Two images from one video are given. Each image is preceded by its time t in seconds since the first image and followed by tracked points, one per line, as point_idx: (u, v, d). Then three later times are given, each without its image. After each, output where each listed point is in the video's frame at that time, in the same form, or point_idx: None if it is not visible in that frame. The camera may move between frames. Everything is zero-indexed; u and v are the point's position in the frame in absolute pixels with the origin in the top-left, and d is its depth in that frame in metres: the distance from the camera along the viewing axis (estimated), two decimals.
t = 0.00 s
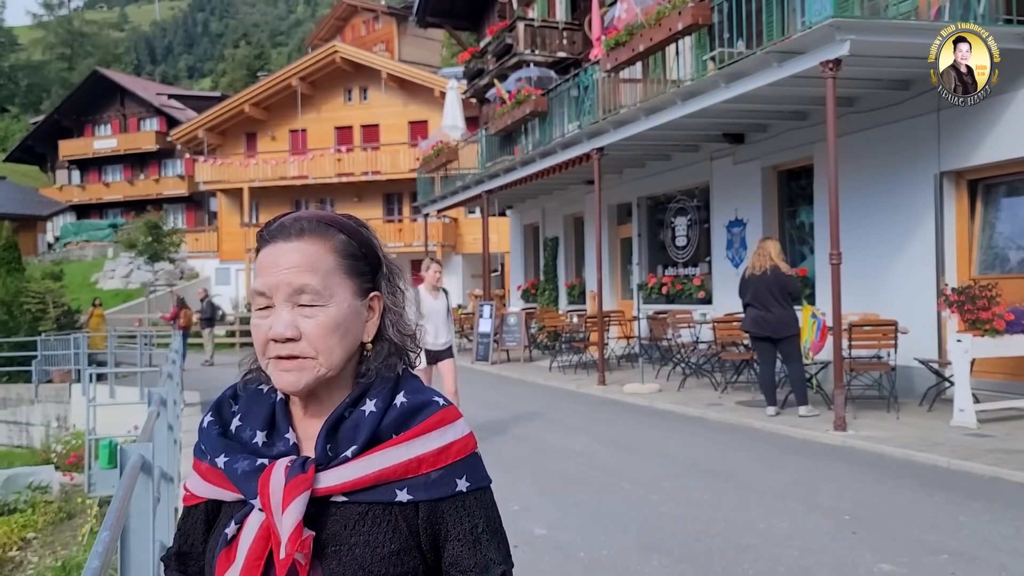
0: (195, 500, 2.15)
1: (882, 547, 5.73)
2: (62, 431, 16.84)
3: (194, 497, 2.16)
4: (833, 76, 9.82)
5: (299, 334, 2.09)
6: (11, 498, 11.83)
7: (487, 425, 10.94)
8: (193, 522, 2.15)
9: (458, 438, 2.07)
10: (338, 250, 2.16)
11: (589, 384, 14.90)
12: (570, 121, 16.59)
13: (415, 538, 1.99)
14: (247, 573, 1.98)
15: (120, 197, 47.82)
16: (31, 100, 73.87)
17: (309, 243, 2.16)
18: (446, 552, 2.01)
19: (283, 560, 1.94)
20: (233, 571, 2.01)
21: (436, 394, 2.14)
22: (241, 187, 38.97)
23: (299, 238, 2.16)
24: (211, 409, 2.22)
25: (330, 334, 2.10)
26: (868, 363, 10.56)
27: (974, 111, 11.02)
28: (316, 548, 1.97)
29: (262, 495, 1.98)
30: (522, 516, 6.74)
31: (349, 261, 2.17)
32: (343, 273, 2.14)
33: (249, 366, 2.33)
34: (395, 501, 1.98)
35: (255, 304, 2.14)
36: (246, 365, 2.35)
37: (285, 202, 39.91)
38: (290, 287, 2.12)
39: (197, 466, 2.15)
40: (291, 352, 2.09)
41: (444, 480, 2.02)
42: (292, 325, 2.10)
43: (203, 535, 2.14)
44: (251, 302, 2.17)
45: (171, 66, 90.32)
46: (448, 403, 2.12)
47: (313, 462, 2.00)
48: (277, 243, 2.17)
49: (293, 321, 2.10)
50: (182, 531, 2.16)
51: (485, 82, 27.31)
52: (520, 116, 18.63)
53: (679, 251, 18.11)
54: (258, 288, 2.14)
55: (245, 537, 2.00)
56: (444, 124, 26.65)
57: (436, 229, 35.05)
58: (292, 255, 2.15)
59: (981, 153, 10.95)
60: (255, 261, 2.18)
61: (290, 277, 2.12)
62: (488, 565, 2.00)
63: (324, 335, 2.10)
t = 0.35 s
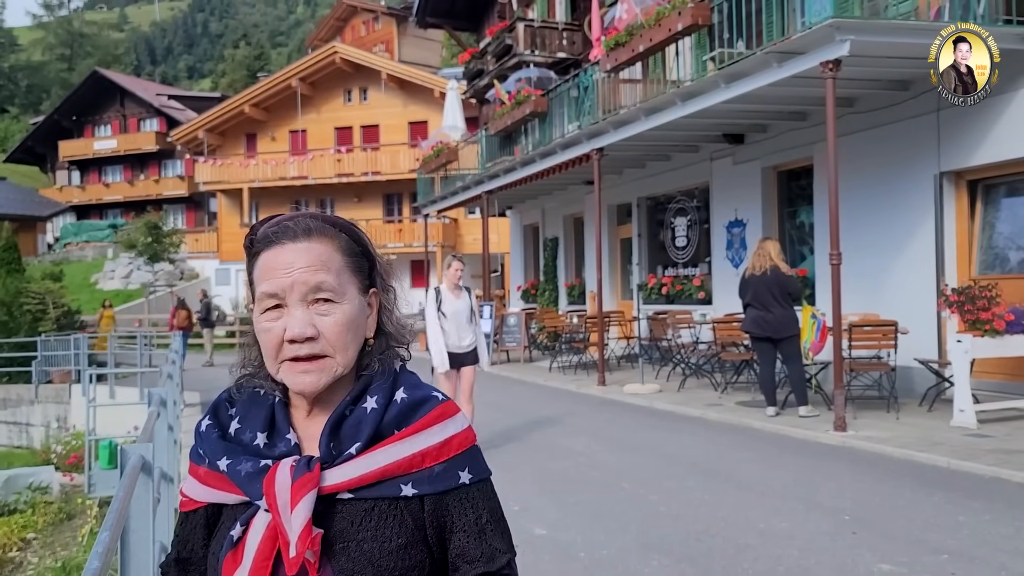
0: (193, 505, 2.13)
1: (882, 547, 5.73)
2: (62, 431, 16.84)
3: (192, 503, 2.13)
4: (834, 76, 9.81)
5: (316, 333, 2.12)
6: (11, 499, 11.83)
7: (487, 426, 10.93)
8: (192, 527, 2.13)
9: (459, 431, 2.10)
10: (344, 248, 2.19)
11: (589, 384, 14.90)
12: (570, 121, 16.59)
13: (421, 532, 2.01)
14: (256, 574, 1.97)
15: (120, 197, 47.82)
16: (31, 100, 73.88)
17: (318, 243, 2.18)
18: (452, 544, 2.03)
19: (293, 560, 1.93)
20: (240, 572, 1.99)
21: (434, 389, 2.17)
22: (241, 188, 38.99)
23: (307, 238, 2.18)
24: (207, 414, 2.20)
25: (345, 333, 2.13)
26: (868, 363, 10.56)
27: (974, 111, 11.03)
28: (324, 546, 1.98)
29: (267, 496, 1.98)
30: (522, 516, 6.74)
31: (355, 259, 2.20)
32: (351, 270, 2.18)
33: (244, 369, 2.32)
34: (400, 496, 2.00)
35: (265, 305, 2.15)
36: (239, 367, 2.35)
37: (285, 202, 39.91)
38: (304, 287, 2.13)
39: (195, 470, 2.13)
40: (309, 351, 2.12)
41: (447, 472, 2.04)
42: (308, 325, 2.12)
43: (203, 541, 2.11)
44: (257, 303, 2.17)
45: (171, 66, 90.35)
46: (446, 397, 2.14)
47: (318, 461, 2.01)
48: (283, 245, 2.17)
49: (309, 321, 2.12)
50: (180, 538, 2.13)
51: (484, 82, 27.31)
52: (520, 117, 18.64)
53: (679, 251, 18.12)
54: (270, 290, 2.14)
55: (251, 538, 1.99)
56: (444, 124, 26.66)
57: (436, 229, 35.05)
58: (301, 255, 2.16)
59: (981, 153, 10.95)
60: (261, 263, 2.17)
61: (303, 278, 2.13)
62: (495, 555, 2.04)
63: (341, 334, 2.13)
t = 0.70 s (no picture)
0: (191, 505, 2.12)
1: (883, 547, 5.72)
2: (61, 431, 16.82)
3: (188, 503, 2.12)
4: (834, 76, 9.81)
5: (317, 324, 2.12)
6: (11, 498, 11.83)
7: (486, 426, 10.91)
8: (190, 526, 2.11)
9: (459, 425, 2.11)
10: (358, 249, 2.21)
11: (589, 383, 14.88)
12: (570, 121, 16.59)
13: (424, 526, 2.02)
14: (259, 573, 1.96)
15: (120, 197, 47.79)
16: (31, 100, 73.88)
17: (334, 239, 2.19)
18: (455, 536, 2.05)
19: (298, 557, 1.92)
20: (242, 571, 1.99)
21: (432, 385, 2.17)
22: (241, 187, 38.98)
23: (324, 232, 2.19)
24: (202, 412, 2.18)
25: (344, 330, 2.13)
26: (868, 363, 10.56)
27: (974, 111, 11.03)
28: (328, 542, 1.98)
29: (269, 492, 1.97)
30: (522, 516, 6.74)
31: (366, 262, 2.22)
32: (361, 272, 2.19)
33: (242, 365, 2.31)
34: (402, 491, 2.01)
35: (271, 290, 2.15)
36: (236, 361, 2.34)
37: (285, 202, 39.89)
38: (313, 278, 2.14)
39: (190, 470, 2.12)
40: (306, 340, 2.11)
41: (448, 467, 2.05)
42: (309, 315, 2.12)
43: (200, 541, 2.11)
44: (265, 288, 2.17)
45: (170, 65, 90.34)
46: (445, 393, 2.15)
47: (320, 457, 2.01)
48: (301, 235, 2.19)
49: (311, 311, 2.12)
50: (176, 538, 2.12)
51: (485, 82, 27.30)
52: (520, 116, 18.63)
53: (679, 251, 18.11)
54: (279, 276, 2.15)
55: (253, 536, 1.99)
56: (444, 124, 26.65)
57: (436, 229, 35.05)
58: (315, 247, 2.18)
59: (980, 152, 10.95)
60: (276, 250, 2.19)
61: (314, 269, 2.15)
62: (497, 546, 2.06)
63: (339, 331, 2.12)
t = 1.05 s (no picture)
0: (188, 505, 2.11)
1: (883, 547, 5.72)
2: (62, 432, 16.82)
3: (185, 501, 2.12)
4: (833, 76, 9.82)
5: (321, 323, 2.12)
6: (11, 499, 11.83)
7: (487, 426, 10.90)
8: (187, 525, 2.11)
9: (458, 425, 2.11)
10: (375, 255, 2.21)
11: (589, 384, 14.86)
12: (570, 121, 16.60)
13: (422, 524, 2.02)
14: (257, 571, 1.96)
15: (120, 197, 47.78)
16: (31, 100, 73.92)
17: (354, 241, 2.20)
18: (452, 536, 2.05)
19: (297, 552, 1.93)
20: (240, 569, 1.98)
21: (433, 385, 2.17)
22: (241, 188, 39.03)
23: (345, 233, 2.20)
24: (202, 410, 2.17)
25: (348, 334, 2.13)
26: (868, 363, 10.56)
27: (974, 111, 11.03)
28: (328, 539, 1.98)
29: (268, 489, 1.97)
30: (522, 516, 6.74)
31: (382, 267, 2.22)
32: (375, 279, 2.19)
33: (247, 360, 2.31)
34: (401, 489, 2.01)
35: (283, 283, 2.15)
36: (241, 355, 2.34)
37: (285, 202, 39.91)
38: (326, 276, 2.14)
39: (188, 468, 2.12)
40: (307, 337, 2.11)
41: (447, 466, 2.05)
42: (316, 311, 2.12)
43: (198, 541, 2.10)
44: (278, 278, 2.18)
45: (170, 65, 90.39)
46: (445, 393, 2.14)
47: (320, 454, 2.01)
48: (323, 232, 2.20)
49: (318, 308, 2.12)
50: (173, 538, 2.12)
51: (485, 82, 27.30)
52: (520, 117, 18.64)
53: (679, 251, 18.12)
54: (295, 268, 2.15)
55: (252, 533, 1.98)
56: (444, 124, 26.66)
57: (436, 229, 35.08)
58: (334, 245, 2.18)
59: (981, 153, 10.95)
60: (294, 243, 2.19)
61: (329, 267, 2.15)
62: (492, 547, 2.06)
63: (343, 334, 2.13)
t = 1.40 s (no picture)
0: (192, 502, 2.12)
1: (884, 547, 5.73)
2: (63, 431, 16.84)
3: (190, 499, 2.12)
4: (835, 76, 9.82)
5: (326, 324, 2.12)
6: (13, 498, 11.85)
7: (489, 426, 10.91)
8: (190, 523, 2.11)
9: (462, 428, 2.12)
10: (378, 255, 2.21)
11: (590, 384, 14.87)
12: (570, 121, 16.64)
13: (424, 525, 2.03)
14: (258, 571, 1.96)
15: (121, 197, 47.80)
16: (32, 100, 74.05)
17: (358, 242, 2.20)
18: (457, 537, 2.06)
19: (298, 552, 1.93)
20: (242, 568, 1.99)
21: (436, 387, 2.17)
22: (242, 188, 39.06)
23: (351, 234, 2.19)
24: (207, 408, 2.18)
25: (353, 334, 2.13)
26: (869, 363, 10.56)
27: (974, 111, 11.03)
28: (330, 538, 1.98)
29: (270, 489, 1.97)
30: (524, 516, 6.74)
31: (386, 268, 2.22)
32: (379, 279, 2.19)
33: (249, 360, 2.30)
34: (404, 490, 2.01)
35: (287, 285, 2.15)
36: (244, 353, 2.34)
37: (286, 202, 39.93)
38: (331, 278, 2.14)
39: (193, 466, 2.12)
40: (312, 339, 2.11)
41: (450, 468, 2.06)
42: (321, 313, 2.12)
43: (201, 540, 2.10)
44: (283, 279, 2.18)
45: (171, 65, 90.45)
46: (448, 395, 2.15)
47: (322, 454, 2.00)
48: (327, 233, 2.20)
49: (323, 310, 2.12)
50: (177, 534, 2.12)
51: (485, 81, 27.31)
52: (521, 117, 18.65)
53: (680, 251, 18.13)
54: (299, 269, 2.15)
55: (254, 532, 1.98)
56: (444, 124, 26.68)
57: (437, 229, 35.11)
58: (339, 247, 2.18)
59: (982, 153, 10.94)
60: (297, 246, 2.19)
61: (333, 268, 2.15)
62: (499, 548, 2.07)
63: (348, 334, 2.12)
